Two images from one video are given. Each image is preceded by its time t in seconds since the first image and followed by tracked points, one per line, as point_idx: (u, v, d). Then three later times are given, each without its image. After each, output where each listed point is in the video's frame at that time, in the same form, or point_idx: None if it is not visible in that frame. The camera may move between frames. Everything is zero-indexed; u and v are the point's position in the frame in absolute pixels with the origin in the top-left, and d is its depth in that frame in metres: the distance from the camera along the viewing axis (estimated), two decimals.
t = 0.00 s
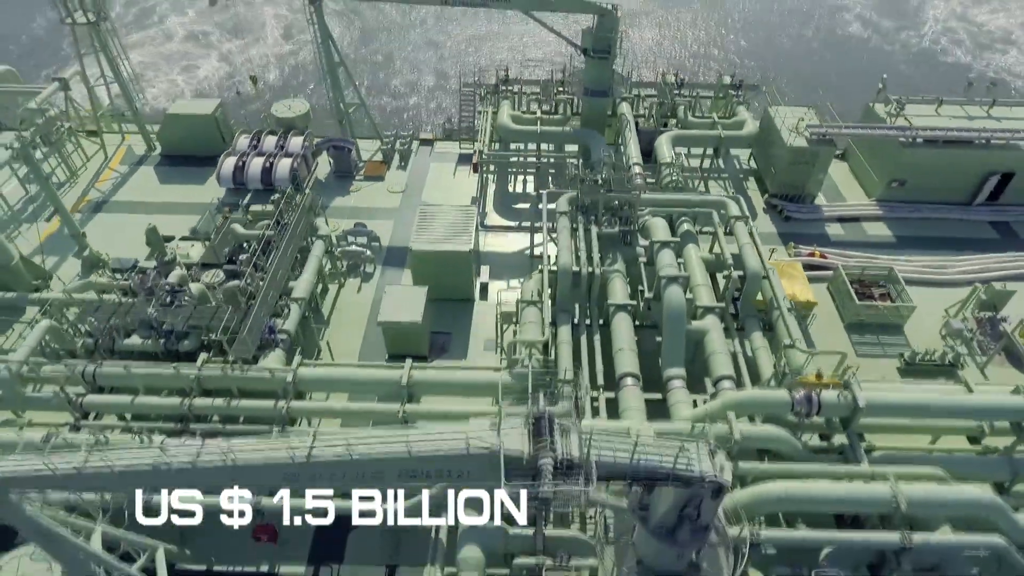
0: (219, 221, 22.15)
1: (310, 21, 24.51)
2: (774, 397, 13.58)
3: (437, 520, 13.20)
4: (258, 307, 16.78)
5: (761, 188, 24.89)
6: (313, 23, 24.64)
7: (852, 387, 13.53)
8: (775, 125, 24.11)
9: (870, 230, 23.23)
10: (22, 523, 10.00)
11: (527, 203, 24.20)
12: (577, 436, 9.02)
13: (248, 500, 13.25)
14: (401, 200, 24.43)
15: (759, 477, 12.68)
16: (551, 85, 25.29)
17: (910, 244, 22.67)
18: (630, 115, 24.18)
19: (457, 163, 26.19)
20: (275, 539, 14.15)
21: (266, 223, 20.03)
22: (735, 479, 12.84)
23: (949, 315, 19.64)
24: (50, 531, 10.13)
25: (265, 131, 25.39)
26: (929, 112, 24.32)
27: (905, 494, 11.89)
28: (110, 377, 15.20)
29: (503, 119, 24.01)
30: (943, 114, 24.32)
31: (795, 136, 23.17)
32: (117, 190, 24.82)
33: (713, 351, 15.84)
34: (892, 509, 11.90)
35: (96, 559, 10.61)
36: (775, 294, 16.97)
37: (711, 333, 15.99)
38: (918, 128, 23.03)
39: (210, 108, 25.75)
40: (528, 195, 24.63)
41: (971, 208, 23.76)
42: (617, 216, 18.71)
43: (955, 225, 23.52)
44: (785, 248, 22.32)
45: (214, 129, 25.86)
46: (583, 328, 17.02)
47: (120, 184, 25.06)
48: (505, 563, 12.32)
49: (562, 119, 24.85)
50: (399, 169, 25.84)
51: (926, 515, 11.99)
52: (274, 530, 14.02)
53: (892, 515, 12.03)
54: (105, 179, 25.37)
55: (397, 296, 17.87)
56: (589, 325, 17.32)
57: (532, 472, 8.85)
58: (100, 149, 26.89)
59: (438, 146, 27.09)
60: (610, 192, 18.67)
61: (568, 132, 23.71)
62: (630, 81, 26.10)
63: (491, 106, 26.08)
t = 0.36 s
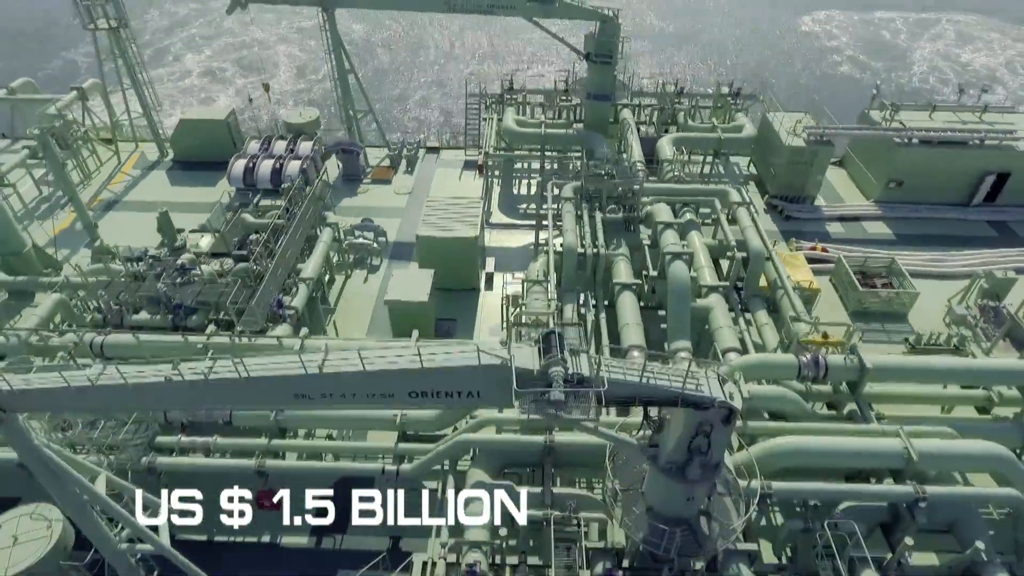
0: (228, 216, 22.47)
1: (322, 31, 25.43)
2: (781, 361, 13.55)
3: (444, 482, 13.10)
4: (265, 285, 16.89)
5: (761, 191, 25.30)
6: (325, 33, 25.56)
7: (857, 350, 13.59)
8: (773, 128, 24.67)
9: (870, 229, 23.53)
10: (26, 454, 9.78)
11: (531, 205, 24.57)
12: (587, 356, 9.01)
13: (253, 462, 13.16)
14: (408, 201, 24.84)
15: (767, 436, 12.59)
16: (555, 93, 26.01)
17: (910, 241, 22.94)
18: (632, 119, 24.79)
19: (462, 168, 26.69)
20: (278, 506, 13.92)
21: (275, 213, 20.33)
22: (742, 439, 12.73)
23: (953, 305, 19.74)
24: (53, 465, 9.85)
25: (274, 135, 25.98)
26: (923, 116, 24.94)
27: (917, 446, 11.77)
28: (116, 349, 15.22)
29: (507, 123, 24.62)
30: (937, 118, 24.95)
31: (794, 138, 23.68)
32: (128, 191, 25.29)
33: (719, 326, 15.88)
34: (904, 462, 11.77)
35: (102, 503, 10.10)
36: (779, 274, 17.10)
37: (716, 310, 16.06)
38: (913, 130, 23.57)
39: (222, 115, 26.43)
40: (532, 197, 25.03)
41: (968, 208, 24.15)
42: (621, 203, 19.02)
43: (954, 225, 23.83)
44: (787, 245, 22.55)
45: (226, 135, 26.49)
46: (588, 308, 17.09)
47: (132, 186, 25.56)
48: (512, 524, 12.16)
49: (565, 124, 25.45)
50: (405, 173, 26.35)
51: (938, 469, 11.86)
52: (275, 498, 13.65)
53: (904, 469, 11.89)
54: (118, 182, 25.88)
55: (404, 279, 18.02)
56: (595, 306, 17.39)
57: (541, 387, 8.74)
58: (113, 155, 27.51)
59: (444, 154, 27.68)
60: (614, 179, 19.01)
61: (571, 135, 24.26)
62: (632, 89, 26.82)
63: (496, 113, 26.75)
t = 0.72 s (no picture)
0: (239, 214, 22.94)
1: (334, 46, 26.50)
2: (784, 327, 13.71)
3: (450, 446, 13.13)
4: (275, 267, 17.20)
5: (760, 197, 25.83)
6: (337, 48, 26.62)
7: (859, 317, 13.77)
8: (770, 135, 25.37)
9: (869, 231, 23.93)
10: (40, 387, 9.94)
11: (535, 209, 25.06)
12: (593, 283, 9.22)
13: (259, 426, 13.22)
14: (414, 205, 25.35)
15: (774, 396, 12.63)
16: (557, 104, 26.87)
17: (909, 242, 23.30)
18: (632, 127, 25.54)
19: (468, 177, 27.31)
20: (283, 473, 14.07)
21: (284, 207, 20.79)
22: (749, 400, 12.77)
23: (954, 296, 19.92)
24: (66, 401, 10.06)
25: (284, 143, 26.68)
26: (915, 124, 25.69)
27: (922, 401, 11.82)
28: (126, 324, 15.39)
29: (512, 130, 25.36)
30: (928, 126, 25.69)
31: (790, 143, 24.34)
32: (141, 196, 25.87)
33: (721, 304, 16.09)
34: (910, 417, 11.80)
35: (114, 444, 10.59)
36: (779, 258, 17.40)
37: (719, 288, 16.30)
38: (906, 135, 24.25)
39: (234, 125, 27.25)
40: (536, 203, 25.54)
41: (964, 212, 24.62)
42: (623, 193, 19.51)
43: (951, 227, 24.25)
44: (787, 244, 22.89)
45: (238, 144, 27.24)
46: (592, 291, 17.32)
47: (145, 192, 26.16)
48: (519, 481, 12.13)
49: (568, 132, 26.20)
50: (412, 181, 26.96)
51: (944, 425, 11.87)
52: (280, 462, 13.83)
53: (911, 424, 11.91)
54: (131, 188, 26.50)
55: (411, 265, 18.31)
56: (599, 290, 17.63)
57: (549, 305, 8.90)
58: (127, 165, 28.24)
59: (449, 165, 28.38)
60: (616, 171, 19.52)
61: (574, 142, 24.96)
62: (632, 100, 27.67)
63: (500, 125, 27.55)
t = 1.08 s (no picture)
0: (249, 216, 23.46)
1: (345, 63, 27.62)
2: (785, 298, 13.97)
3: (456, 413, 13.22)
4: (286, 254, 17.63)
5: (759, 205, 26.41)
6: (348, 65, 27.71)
7: (859, 289, 14.07)
8: (767, 146, 26.13)
9: (866, 236, 24.40)
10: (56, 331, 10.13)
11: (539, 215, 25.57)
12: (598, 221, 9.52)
13: (267, 393, 13.36)
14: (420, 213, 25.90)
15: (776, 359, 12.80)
16: (559, 119, 27.78)
17: (906, 246, 23.73)
18: (632, 138, 26.34)
19: (473, 189, 27.96)
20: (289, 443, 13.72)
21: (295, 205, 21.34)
22: (752, 364, 12.97)
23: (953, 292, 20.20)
24: (82, 343, 10.23)
25: (294, 154, 27.44)
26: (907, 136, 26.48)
27: (922, 359, 12.02)
28: (138, 303, 15.62)
29: (516, 142, 26.16)
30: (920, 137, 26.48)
31: (786, 151, 25.06)
32: (153, 204, 26.45)
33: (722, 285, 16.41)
34: (911, 374, 11.97)
35: (124, 392, 10.80)
36: (778, 247, 17.80)
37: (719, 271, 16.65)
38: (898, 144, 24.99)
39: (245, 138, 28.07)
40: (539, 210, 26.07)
41: (958, 219, 25.15)
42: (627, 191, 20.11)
43: (946, 233, 24.73)
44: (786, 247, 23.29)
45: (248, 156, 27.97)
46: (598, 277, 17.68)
47: (156, 200, 26.77)
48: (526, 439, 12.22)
49: (569, 144, 27.00)
50: (418, 192, 27.61)
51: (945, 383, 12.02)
52: (287, 433, 13.46)
53: (912, 383, 12.04)
54: (143, 197, 27.11)
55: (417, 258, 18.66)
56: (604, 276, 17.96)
57: (555, 235, 9.26)
58: (139, 177, 28.95)
59: (454, 178, 29.09)
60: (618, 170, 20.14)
61: (576, 152, 25.70)
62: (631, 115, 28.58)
63: (504, 139, 28.37)
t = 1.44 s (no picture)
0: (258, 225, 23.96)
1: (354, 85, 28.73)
2: (786, 280, 14.28)
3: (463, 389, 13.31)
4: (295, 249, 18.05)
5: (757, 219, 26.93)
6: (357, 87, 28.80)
7: (857, 272, 14.40)
8: (763, 161, 26.87)
9: (864, 246, 24.82)
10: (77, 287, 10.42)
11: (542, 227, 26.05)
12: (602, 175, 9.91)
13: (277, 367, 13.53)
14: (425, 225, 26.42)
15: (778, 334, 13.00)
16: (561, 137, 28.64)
17: (903, 254, 24.11)
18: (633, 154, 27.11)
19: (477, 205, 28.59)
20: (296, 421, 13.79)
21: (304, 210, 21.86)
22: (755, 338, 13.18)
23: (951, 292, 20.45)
24: (99, 299, 10.47)
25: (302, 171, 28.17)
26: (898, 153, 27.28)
27: (921, 329, 12.24)
28: (149, 290, 15.91)
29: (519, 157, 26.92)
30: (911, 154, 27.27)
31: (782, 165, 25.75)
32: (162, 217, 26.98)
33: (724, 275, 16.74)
34: (911, 344, 12.16)
35: (136, 352, 11.02)
36: (777, 244, 18.20)
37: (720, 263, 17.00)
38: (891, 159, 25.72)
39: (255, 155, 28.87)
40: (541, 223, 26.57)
41: (953, 231, 25.65)
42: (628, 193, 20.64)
43: (942, 244, 25.17)
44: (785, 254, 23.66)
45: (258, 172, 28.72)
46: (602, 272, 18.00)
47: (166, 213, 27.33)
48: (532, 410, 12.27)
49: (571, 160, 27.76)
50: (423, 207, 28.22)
51: (945, 353, 12.22)
52: (295, 409, 13.57)
53: (913, 353, 12.22)
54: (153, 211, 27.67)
55: (422, 256, 19.06)
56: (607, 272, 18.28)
57: (563, 185, 9.61)
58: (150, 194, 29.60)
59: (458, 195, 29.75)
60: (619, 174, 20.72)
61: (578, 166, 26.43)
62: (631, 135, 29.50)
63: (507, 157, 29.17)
